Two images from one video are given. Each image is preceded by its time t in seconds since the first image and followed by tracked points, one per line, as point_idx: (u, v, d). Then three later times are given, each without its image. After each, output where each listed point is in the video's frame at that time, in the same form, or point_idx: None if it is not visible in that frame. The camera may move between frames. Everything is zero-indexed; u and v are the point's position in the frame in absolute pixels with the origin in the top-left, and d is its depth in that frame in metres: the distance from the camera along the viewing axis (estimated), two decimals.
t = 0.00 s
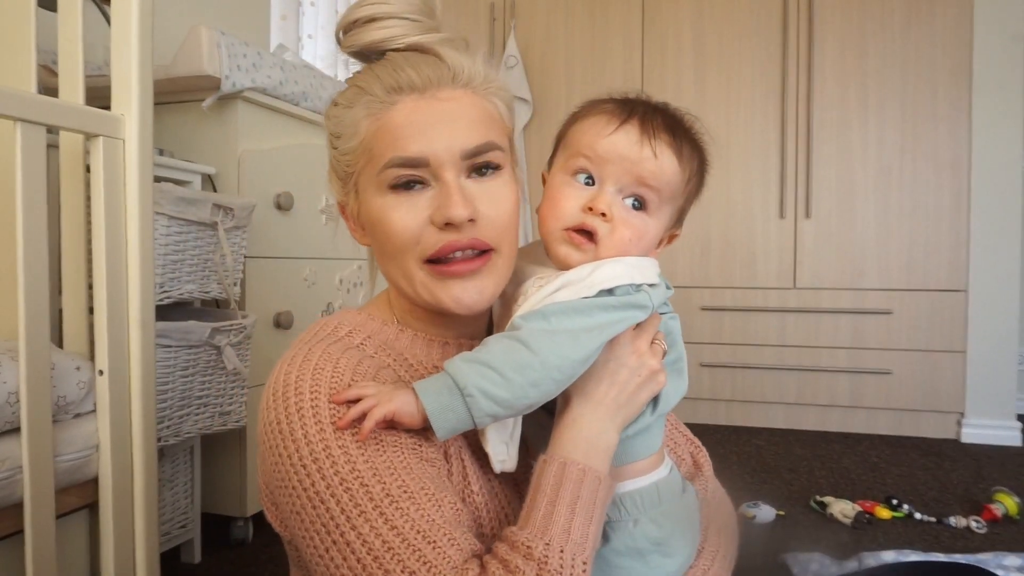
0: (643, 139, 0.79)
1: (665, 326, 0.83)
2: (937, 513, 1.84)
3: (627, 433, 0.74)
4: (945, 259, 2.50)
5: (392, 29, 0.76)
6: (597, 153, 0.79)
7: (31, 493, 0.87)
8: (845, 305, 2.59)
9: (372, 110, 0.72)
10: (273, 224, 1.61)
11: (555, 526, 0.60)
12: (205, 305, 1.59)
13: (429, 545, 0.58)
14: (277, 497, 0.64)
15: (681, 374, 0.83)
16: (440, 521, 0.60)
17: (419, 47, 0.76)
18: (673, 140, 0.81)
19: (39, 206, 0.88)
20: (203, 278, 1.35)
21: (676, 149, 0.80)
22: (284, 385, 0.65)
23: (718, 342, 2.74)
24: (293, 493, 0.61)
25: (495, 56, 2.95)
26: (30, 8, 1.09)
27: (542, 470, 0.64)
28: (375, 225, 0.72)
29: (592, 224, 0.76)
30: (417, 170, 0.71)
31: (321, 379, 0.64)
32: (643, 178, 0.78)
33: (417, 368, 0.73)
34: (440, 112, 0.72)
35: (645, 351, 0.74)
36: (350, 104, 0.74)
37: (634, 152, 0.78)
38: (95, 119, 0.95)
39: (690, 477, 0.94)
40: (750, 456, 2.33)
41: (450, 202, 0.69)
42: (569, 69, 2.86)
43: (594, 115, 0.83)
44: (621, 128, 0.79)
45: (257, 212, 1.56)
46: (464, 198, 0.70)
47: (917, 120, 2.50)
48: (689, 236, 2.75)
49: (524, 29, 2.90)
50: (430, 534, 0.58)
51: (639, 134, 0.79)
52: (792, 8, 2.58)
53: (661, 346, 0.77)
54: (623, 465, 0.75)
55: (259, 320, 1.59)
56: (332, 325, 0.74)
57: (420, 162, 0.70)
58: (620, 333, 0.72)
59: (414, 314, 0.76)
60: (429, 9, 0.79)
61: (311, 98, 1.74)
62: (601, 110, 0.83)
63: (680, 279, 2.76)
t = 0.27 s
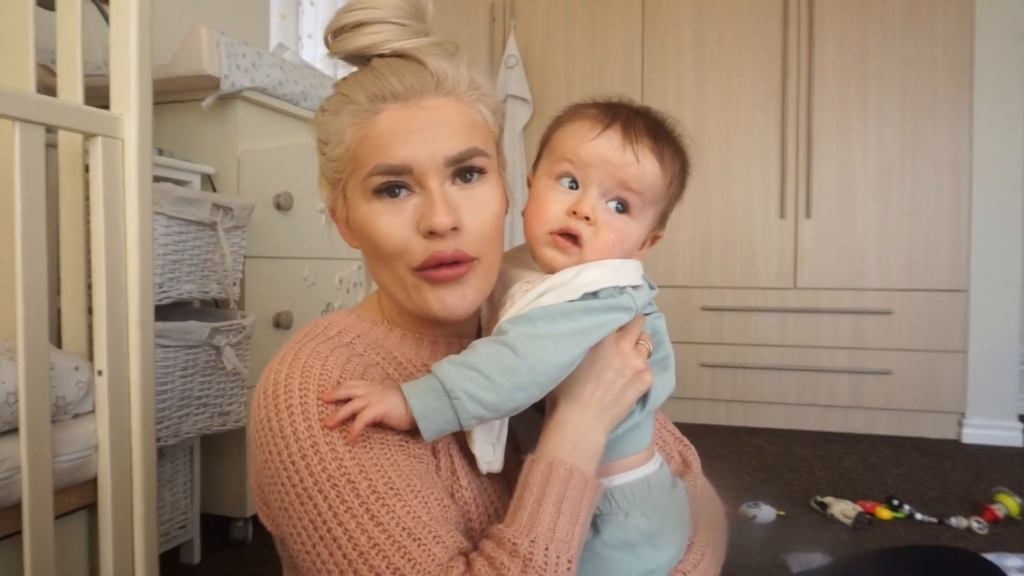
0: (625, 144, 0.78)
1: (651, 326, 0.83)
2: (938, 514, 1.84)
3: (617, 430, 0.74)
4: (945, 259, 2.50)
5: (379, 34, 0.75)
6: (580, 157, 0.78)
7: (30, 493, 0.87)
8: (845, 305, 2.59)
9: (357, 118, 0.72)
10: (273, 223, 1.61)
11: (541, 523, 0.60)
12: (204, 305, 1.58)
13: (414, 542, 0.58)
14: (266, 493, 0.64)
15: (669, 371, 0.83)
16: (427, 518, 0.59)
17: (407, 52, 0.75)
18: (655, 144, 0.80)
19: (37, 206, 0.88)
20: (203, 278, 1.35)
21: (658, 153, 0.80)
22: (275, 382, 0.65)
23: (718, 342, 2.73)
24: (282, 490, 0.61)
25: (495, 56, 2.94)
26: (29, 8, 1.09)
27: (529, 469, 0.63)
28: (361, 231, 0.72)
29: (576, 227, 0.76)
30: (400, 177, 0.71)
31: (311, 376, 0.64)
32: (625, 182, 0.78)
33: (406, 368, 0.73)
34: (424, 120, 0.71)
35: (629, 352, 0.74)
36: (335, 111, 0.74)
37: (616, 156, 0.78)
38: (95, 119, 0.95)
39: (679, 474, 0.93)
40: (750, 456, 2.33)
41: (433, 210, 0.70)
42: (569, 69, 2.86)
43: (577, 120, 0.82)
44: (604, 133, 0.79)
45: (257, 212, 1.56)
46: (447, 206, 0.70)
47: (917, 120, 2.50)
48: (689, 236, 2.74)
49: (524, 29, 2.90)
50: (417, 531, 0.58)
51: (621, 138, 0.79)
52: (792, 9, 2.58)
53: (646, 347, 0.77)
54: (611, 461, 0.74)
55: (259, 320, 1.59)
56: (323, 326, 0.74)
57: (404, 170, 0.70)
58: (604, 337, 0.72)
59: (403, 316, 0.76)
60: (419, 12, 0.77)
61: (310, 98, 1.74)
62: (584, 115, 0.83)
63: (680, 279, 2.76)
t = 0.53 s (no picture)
0: (612, 140, 0.79)
1: (643, 322, 0.83)
2: (937, 514, 1.84)
3: (609, 427, 0.75)
4: (945, 259, 2.50)
5: (364, 37, 0.75)
6: (568, 154, 0.79)
7: (31, 493, 0.87)
8: (845, 305, 2.59)
9: (346, 120, 0.72)
10: (273, 223, 1.61)
11: (535, 519, 0.60)
12: (205, 305, 1.59)
13: (408, 540, 0.58)
14: (261, 494, 0.64)
15: (661, 366, 0.84)
16: (421, 516, 0.60)
17: (392, 53, 0.76)
18: (641, 139, 0.81)
19: (38, 206, 0.88)
20: (203, 277, 1.35)
21: (645, 150, 0.80)
22: (268, 384, 0.65)
23: (718, 342, 2.74)
24: (276, 490, 0.61)
25: (495, 56, 2.95)
26: (30, 8, 1.09)
27: (523, 465, 0.64)
28: (353, 232, 0.73)
29: (565, 224, 0.76)
30: (391, 177, 0.71)
31: (303, 377, 0.65)
32: (613, 177, 0.78)
33: (399, 366, 0.73)
34: (413, 121, 0.72)
35: (621, 347, 0.74)
36: (323, 114, 0.74)
37: (603, 152, 0.78)
38: (96, 120, 0.95)
39: (674, 471, 0.94)
40: (750, 456, 2.33)
41: (425, 209, 0.70)
42: (569, 69, 2.86)
43: (563, 118, 0.83)
44: (591, 130, 0.79)
45: (257, 212, 1.57)
46: (438, 205, 0.71)
47: (917, 120, 2.50)
48: (689, 236, 2.75)
49: (524, 29, 2.90)
50: (410, 529, 0.58)
51: (607, 135, 0.79)
52: (792, 9, 2.58)
53: (638, 342, 0.77)
54: (603, 458, 0.75)
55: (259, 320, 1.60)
56: (316, 328, 0.74)
57: (394, 170, 0.71)
58: (595, 332, 0.72)
59: (395, 317, 0.76)
60: (400, 14, 0.78)
61: (310, 98, 1.74)
62: (570, 113, 0.83)
63: (680, 279, 2.77)
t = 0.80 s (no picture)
0: (607, 139, 0.79)
1: (641, 322, 0.83)
2: (937, 514, 1.84)
3: (607, 426, 0.75)
4: (945, 259, 2.50)
5: (358, 37, 0.75)
6: (563, 153, 0.79)
7: (30, 492, 0.87)
8: (845, 305, 2.59)
9: (343, 120, 0.72)
10: (273, 223, 1.61)
11: (531, 518, 0.60)
12: (204, 305, 1.59)
13: (403, 540, 0.58)
14: (258, 493, 0.64)
15: (660, 365, 0.83)
16: (416, 516, 0.60)
17: (386, 52, 0.76)
18: (637, 138, 0.81)
19: (38, 206, 0.88)
20: (203, 277, 1.35)
21: (640, 149, 0.80)
22: (264, 384, 0.65)
23: (718, 342, 2.74)
24: (272, 490, 0.62)
25: (495, 56, 2.95)
26: (31, 8, 1.09)
27: (519, 465, 0.64)
28: (352, 231, 0.72)
29: (561, 223, 0.76)
30: (389, 175, 0.71)
31: (300, 377, 0.65)
32: (608, 177, 0.78)
33: (395, 366, 0.73)
34: (410, 118, 0.72)
35: (619, 346, 0.74)
36: (319, 115, 0.74)
37: (598, 152, 0.78)
38: (95, 120, 0.95)
39: (674, 470, 0.94)
40: (750, 456, 2.33)
41: (424, 205, 0.70)
42: (569, 69, 2.86)
43: (559, 118, 0.83)
44: (586, 129, 0.79)
45: (257, 212, 1.57)
46: (437, 201, 0.71)
47: (917, 120, 2.50)
48: (689, 236, 2.75)
49: (524, 29, 2.90)
50: (405, 528, 0.58)
51: (602, 134, 0.79)
52: (792, 9, 2.58)
53: (636, 341, 0.77)
54: (601, 457, 0.75)
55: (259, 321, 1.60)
56: (314, 328, 0.74)
57: (392, 168, 0.71)
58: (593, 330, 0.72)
59: (394, 316, 0.76)
60: (392, 14, 0.78)
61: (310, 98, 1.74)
62: (566, 112, 0.83)
63: (680, 279, 2.77)
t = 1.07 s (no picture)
0: (609, 143, 0.79)
1: (643, 324, 0.84)
2: (937, 513, 1.84)
3: (609, 427, 0.75)
4: (945, 260, 2.50)
5: (369, 37, 0.75)
6: (565, 157, 0.79)
7: (31, 492, 0.87)
8: (845, 305, 2.59)
9: (356, 121, 0.72)
10: (274, 223, 1.61)
11: (534, 518, 0.60)
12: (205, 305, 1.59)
13: (407, 539, 0.58)
14: (262, 492, 0.64)
15: (661, 366, 0.83)
16: (420, 515, 0.60)
17: (396, 53, 0.76)
18: (639, 142, 0.81)
19: (39, 206, 0.88)
20: (204, 277, 1.36)
21: (642, 152, 0.80)
22: (270, 382, 0.65)
23: (718, 342, 2.74)
24: (277, 488, 0.62)
25: (496, 57, 2.95)
26: (31, 9, 1.09)
27: (522, 465, 0.64)
28: (362, 232, 0.72)
29: (564, 227, 0.76)
30: (402, 177, 0.71)
31: (305, 375, 0.65)
32: (609, 180, 0.78)
33: (400, 367, 0.74)
34: (424, 122, 0.72)
35: (621, 348, 0.74)
36: (331, 114, 0.74)
37: (600, 156, 0.78)
38: (96, 120, 0.95)
39: (674, 471, 0.94)
40: (750, 456, 2.33)
41: (436, 208, 0.70)
42: (569, 69, 2.87)
43: (561, 121, 0.83)
44: (588, 133, 0.79)
45: (257, 212, 1.57)
46: (449, 204, 0.71)
47: (917, 120, 2.50)
48: (689, 236, 2.75)
49: (525, 29, 2.90)
50: (409, 527, 0.59)
51: (604, 137, 0.79)
52: (792, 9, 2.58)
53: (638, 343, 0.77)
54: (604, 457, 0.75)
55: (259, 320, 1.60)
56: (318, 327, 0.74)
57: (405, 170, 0.71)
58: (596, 332, 0.72)
59: (399, 316, 0.77)
60: (401, 14, 0.79)
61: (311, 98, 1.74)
62: (568, 116, 0.83)
63: (680, 279, 2.77)
